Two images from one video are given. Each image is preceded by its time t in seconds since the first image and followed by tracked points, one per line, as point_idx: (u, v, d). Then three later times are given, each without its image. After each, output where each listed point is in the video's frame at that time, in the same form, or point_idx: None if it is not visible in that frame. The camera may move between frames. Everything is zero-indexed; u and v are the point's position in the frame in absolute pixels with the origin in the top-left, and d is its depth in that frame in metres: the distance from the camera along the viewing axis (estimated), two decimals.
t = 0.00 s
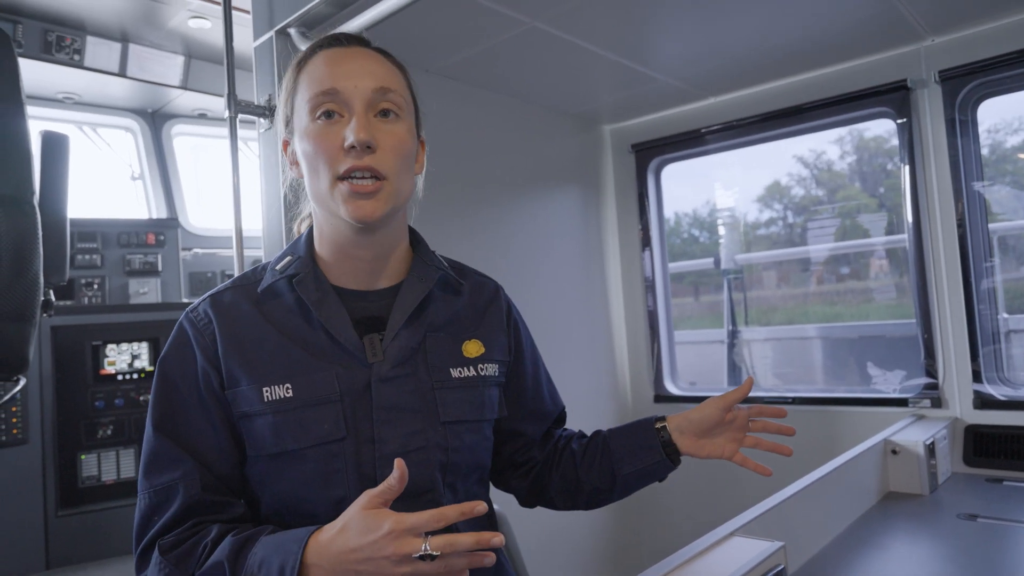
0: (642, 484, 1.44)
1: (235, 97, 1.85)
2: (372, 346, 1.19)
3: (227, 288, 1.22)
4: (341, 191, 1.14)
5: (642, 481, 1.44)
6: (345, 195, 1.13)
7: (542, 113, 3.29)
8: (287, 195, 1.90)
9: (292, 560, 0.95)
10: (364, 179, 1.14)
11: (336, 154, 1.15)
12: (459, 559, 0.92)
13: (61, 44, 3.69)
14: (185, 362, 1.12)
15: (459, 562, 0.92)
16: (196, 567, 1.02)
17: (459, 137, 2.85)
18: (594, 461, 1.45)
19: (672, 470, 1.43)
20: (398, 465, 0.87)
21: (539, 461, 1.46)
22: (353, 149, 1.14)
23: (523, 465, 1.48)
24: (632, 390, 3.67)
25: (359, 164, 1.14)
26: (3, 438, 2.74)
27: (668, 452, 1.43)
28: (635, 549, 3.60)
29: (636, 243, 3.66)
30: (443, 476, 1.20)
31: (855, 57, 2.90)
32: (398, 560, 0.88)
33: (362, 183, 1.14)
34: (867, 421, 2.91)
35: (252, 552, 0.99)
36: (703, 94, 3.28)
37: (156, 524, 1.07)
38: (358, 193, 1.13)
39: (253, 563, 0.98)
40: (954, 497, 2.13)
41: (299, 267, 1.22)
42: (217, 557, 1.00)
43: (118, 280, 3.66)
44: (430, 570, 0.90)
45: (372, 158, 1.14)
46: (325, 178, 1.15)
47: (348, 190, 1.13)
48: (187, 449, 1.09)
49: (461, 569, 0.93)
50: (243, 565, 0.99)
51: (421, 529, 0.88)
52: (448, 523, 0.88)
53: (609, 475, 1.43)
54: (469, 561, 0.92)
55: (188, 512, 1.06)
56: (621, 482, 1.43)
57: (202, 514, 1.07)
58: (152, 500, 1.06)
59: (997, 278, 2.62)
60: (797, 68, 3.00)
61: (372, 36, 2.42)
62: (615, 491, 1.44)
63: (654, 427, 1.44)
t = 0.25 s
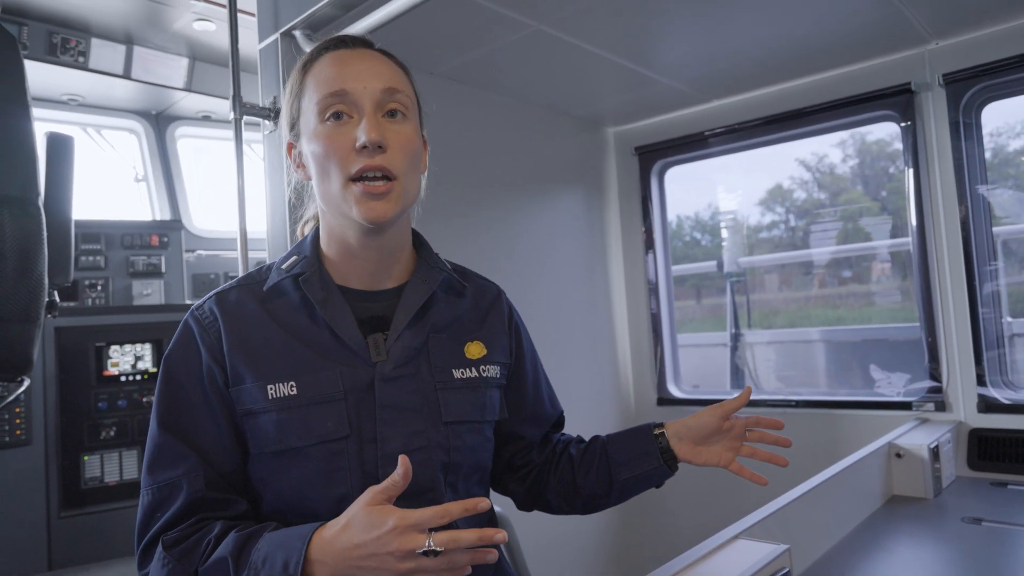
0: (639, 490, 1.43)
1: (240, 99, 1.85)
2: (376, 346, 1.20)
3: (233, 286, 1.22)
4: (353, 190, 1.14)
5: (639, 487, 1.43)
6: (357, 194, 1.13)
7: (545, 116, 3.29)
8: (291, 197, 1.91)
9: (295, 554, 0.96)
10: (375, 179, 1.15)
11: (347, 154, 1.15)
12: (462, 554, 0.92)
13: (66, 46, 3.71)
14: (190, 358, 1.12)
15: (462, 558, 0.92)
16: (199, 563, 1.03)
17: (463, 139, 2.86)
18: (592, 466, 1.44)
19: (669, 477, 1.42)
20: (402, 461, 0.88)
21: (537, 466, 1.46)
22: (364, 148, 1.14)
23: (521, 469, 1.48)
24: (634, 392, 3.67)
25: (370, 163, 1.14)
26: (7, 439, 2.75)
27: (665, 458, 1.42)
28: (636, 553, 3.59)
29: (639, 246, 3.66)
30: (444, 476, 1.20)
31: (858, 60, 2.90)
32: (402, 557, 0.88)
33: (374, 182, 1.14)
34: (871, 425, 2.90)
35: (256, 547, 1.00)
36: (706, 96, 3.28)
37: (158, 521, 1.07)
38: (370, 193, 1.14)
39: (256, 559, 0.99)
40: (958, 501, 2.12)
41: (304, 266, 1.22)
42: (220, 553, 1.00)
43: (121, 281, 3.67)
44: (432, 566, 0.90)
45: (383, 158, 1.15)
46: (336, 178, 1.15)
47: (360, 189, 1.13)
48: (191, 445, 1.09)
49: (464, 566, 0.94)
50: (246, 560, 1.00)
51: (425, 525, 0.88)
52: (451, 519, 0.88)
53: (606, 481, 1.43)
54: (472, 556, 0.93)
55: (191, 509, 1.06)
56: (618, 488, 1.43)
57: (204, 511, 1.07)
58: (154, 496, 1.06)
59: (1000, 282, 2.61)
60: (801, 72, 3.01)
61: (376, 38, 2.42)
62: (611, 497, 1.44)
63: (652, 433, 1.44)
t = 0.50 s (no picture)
0: (646, 486, 1.43)
1: (244, 100, 1.85)
2: (387, 344, 1.20)
3: (245, 285, 1.23)
4: (364, 192, 1.14)
5: (647, 484, 1.43)
6: (369, 196, 1.14)
7: (548, 118, 3.30)
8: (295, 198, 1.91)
9: (309, 555, 0.96)
10: (386, 180, 1.15)
11: (358, 157, 1.16)
12: (475, 555, 0.92)
13: (70, 47, 3.71)
14: (201, 356, 1.12)
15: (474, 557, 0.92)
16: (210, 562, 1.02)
17: (466, 141, 2.86)
18: (597, 463, 1.45)
19: (675, 474, 1.43)
20: (415, 463, 0.88)
21: (544, 464, 1.46)
22: (375, 150, 1.15)
23: (527, 467, 1.47)
24: (636, 395, 3.67)
25: (381, 165, 1.14)
26: (8, 439, 2.75)
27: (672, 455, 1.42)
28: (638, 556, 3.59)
29: (642, 248, 3.66)
30: (454, 473, 1.20)
31: (862, 63, 2.90)
32: (415, 557, 0.89)
33: (385, 184, 1.14)
34: (874, 428, 2.89)
35: (267, 547, 1.00)
36: (709, 99, 3.28)
37: (167, 518, 1.07)
38: (381, 195, 1.14)
39: (268, 559, 0.98)
40: (960, 504, 2.12)
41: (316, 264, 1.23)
42: (232, 552, 1.00)
43: (124, 282, 3.68)
44: (444, 567, 0.91)
45: (393, 159, 1.15)
46: (348, 181, 1.16)
47: (372, 191, 1.14)
48: (201, 443, 1.09)
49: (476, 566, 0.94)
50: (257, 560, 0.99)
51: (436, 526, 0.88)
52: (463, 521, 0.88)
53: (614, 478, 1.43)
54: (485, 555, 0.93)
55: (201, 507, 1.06)
56: (625, 484, 1.42)
57: (214, 509, 1.07)
58: (164, 493, 1.06)
59: (1003, 285, 2.61)
60: (804, 74, 3.01)
61: (381, 39, 2.42)
62: (619, 494, 1.44)
63: (658, 430, 1.44)
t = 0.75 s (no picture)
0: (647, 486, 1.44)
1: (247, 101, 1.86)
2: (404, 345, 1.20)
3: (261, 287, 1.21)
4: (386, 201, 1.15)
5: (647, 484, 1.43)
6: (391, 206, 1.14)
7: (551, 120, 3.30)
8: (296, 200, 1.92)
9: (336, 555, 0.96)
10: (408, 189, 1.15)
11: (379, 165, 1.16)
12: (499, 551, 0.93)
13: (73, 48, 3.71)
14: (219, 356, 1.11)
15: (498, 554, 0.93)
16: (232, 563, 1.01)
17: (470, 143, 2.87)
18: (598, 463, 1.44)
19: (674, 475, 1.43)
20: (442, 462, 0.89)
21: (547, 464, 1.47)
22: (397, 159, 1.15)
23: (530, 468, 1.48)
24: (638, 397, 3.67)
25: (403, 174, 1.15)
26: (10, 439, 2.75)
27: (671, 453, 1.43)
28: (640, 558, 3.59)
29: (644, 251, 3.66)
30: (469, 472, 1.20)
31: (864, 66, 2.91)
32: (442, 554, 0.90)
33: (407, 193, 1.15)
34: (876, 431, 2.89)
35: (291, 547, 1.00)
36: (711, 102, 3.29)
37: (184, 521, 1.05)
38: (403, 205, 1.15)
39: (293, 559, 0.98)
40: (962, 507, 2.12)
41: (334, 267, 1.22)
42: (256, 552, 0.99)
43: (126, 282, 3.69)
44: (470, 563, 0.92)
45: (414, 169, 1.16)
46: (369, 189, 1.16)
47: (394, 201, 1.14)
48: (219, 445, 1.08)
49: (498, 562, 0.95)
50: (282, 560, 0.99)
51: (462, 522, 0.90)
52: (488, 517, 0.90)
53: (616, 478, 1.43)
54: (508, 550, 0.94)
55: (220, 508, 1.05)
56: (626, 484, 1.43)
57: (232, 510, 1.06)
58: (182, 495, 1.05)
59: (1006, 288, 2.61)
60: (806, 77, 3.01)
61: (384, 41, 2.43)
62: (620, 494, 1.44)
63: (659, 431, 1.44)
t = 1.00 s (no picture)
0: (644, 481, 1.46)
1: (249, 103, 1.86)
2: (413, 348, 1.20)
3: (268, 290, 1.21)
4: (415, 205, 1.15)
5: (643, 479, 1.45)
6: (420, 210, 1.16)
7: (552, 122, 3.31)
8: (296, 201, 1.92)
9: (358, 556, 0.95)
10: (436, 195, 1.17)
11: (409, 169, 1.16)
12: (517, 548, 0.94)
13: (76, 49, 3.71)
14: (228, 360, 1.10)
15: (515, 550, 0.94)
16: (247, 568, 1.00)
17: (471, 145, 2.87)
18: (599, 460, 1.45)
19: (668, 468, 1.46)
20: (461, 462, 0.91)
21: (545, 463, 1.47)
22: (428, 166, 1.16)
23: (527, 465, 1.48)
24: (638, 399, 3.67)
25: (431, 179, 1.16)
26: (11, 439, 2.75)
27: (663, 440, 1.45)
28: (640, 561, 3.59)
29: (644, 253, 3.66)
30: (479, 472, 1.21)
31: (864, 70, 2.91)
32: (463, 553, 0.91)
33: (435, 200, 1.17)
34: (876, 434, 2.89)
35: (309, 550, 0.99)
36: (711, 104, 3.29)
37: (194, 528, 1.04)
38: (431, 211, 1.16)
39: (313, 561, 0.97)
40: (962, 511, 2.12)
41: (342, 269, 1.22)
42: (272, 557, 0.98)
43: (128, 283, 3.70)
44: (489, 562, 0.93)
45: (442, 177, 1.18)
46: (397, 192, 1.16)
47: (423, 207, 1.16)
48: (229, 449, 1.07)
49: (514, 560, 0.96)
50: (300, 563, 0.98)
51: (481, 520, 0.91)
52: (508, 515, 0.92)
53: (615, 473, 1.44)
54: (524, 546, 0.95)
55: (231, 514, 1.03)
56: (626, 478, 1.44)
57: (244, 516, 1.04)
58: (192, 500, 1.04)
59: (1006, 291, 2.61)
60: (807, 80, 3.01)
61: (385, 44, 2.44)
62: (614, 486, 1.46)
63: (653, 426, 1.47)
